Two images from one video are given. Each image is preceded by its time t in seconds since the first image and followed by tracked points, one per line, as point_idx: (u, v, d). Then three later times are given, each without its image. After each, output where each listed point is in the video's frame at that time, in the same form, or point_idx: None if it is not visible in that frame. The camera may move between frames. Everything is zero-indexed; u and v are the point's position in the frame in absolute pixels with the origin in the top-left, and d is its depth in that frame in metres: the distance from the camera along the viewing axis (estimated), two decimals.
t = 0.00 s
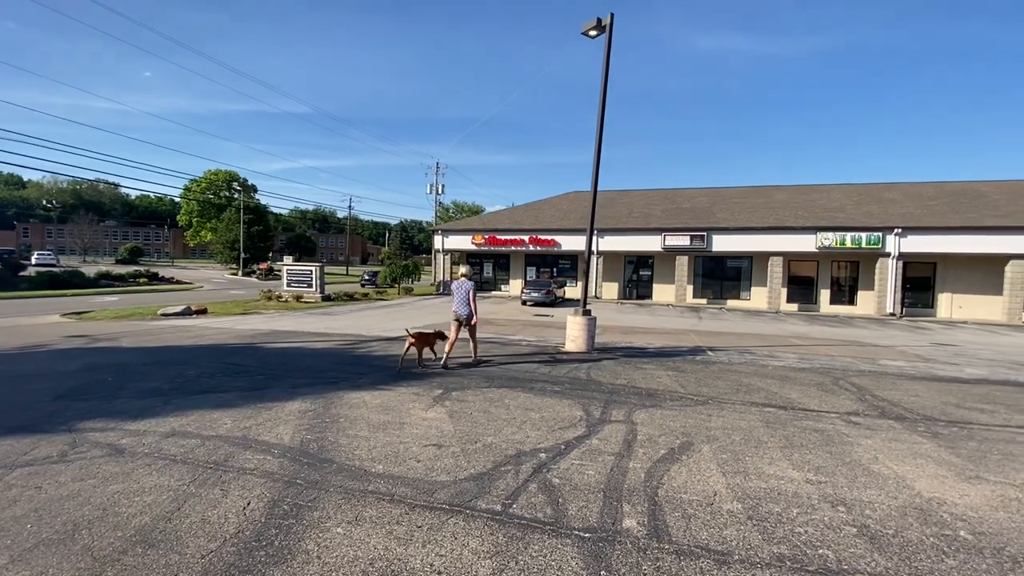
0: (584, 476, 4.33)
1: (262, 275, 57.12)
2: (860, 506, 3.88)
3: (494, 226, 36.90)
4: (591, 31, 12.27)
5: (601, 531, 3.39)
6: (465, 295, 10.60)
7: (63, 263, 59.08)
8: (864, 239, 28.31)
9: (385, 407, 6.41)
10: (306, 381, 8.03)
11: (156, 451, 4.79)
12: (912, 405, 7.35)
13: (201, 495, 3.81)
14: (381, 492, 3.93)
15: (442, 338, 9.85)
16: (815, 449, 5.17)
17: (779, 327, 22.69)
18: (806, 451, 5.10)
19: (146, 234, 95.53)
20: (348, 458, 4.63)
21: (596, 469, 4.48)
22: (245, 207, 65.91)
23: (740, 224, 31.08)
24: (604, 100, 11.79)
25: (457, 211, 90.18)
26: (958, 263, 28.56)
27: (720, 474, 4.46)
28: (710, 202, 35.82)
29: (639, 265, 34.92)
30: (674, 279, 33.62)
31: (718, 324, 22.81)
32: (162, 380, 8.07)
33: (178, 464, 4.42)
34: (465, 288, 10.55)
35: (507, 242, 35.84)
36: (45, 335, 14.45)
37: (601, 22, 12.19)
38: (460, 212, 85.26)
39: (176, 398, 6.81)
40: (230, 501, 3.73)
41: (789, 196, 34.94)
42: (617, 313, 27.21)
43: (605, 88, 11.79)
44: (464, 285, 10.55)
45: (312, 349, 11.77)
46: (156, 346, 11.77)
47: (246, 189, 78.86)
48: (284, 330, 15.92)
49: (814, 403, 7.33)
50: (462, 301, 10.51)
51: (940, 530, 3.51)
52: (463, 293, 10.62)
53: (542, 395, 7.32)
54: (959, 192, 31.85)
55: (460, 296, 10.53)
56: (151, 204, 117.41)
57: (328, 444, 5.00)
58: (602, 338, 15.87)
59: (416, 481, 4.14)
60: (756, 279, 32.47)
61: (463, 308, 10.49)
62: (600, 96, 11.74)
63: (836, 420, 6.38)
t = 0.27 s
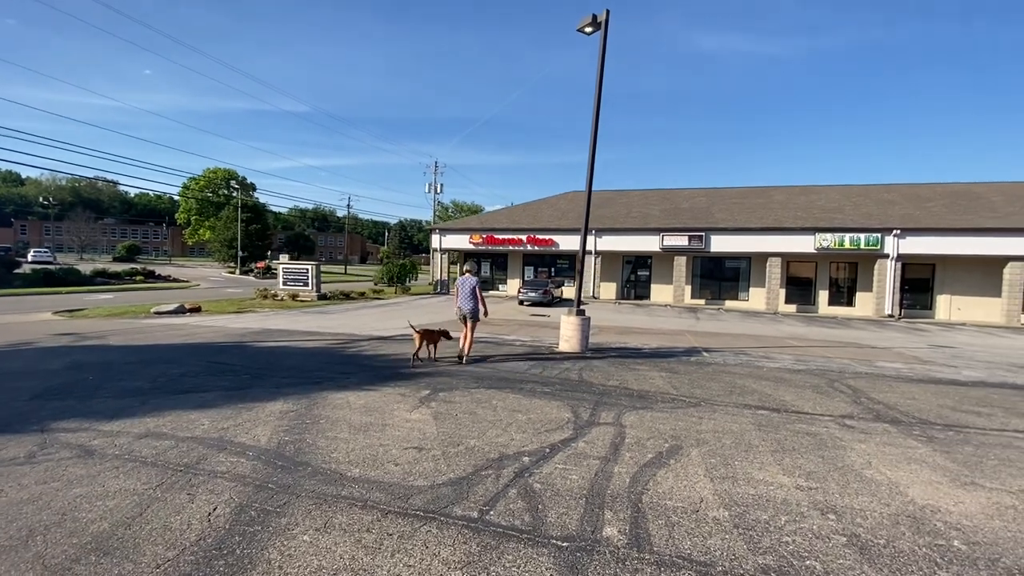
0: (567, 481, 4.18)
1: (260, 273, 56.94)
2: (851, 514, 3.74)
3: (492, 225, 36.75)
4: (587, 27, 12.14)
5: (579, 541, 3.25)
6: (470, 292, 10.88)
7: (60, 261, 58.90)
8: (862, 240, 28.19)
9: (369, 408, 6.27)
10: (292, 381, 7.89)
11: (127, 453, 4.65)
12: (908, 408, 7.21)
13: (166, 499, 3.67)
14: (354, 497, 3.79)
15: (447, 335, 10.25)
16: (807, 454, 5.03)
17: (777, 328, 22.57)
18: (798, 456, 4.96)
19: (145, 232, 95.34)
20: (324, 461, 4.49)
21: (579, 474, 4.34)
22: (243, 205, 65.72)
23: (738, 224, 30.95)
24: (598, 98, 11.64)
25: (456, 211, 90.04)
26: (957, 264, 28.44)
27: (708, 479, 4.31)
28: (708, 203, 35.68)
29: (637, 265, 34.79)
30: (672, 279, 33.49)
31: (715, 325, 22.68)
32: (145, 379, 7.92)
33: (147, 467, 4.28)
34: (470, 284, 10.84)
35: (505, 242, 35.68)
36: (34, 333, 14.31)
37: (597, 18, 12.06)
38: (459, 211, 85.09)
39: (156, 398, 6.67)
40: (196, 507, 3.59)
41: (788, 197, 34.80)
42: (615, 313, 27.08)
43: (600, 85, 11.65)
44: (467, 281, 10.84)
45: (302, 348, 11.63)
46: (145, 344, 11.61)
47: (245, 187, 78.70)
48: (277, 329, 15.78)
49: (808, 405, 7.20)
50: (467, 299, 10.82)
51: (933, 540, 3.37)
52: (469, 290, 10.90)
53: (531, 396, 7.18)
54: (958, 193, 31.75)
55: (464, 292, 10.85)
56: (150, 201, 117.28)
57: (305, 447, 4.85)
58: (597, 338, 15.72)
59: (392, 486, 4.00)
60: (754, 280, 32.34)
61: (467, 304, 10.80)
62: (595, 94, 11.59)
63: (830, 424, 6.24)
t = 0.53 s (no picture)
0: (547, 488, 4.03)
1: (262, 272, 57.03)
2: (842, 526, 3.58)
3: (493, 225, 36.62)
4: (584, 25, 11.96)
5: (553, 553, 3.10)
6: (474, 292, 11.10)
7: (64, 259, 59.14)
8: (865, 241, 27.91)
9: (353, 410, 6.13)
10: (279, 382, 7.76)
11: (97, 455, 4.53)
12: (907, 414, 7.03)
13: (128, 506, 3.55)
14: (324, 505, 3.65)
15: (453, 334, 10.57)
16: (800, 461, 4.87)
17: (778, 330, 22.38)
18: (790, 463, 4.79)
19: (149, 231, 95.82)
20: (298, 466, 4.36)
21: (561, 481, 4.18)
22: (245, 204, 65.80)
23: (740, 225, 30.72)
24: (595, 97, 11.48)
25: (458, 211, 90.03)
26: (961, 266, 28.14)
27: (694, 488, 4.15)
28: (710, 203, 35.44)
29: (638, 266, 34.56)
30: (674, 280, 33.28)
31: (716, 327, 22.46)
32: (130, 378, 7.82)
33: (115, 472, 4.16)
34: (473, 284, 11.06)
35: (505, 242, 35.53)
36: (28, 331, 14.26)
37: (594, 16, 11.89)
38: (461, 211, 85.02)
39: (137, 399, 6.56)
40: (158, 514, 3.47)
41: (791, 198, 34.54)
42: (614, 314, 26.91)
43: (597, 83, 11.49)
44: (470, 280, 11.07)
45: (294, 349, 11.50)
46: (136, 344, 11.53)
47: (247, 186, 78.88)
48: (272, 328, 15.68)
49: (804, 410, 7.03)
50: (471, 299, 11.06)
51: (927, 556, 3.20)
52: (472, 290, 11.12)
53: (520, 399, 7.02)
54: (963, 195, 31.43)
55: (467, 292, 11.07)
56: (154, 201, 117.72)
57: (281, 451, 4.72)
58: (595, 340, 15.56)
59: (365, 493, 3.85)
60: (756, 281, 32.09)
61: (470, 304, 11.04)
62: (592, 92, 11.43)
63: (825, 429, 6.06)
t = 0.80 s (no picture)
0: (524, 493, 3.92)
1: (265, 272, 57.15)
2: (826, 535, 3.44)
3: (495, 225, 36.50)
4: (581, 23, 11.82)
5: (521, 562, 2.99)
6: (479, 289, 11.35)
7: (70, 259, 59.46)
8: (870, 242, 27.60)
9: (336, 411, 6.03)
10: (266, 382, 7.68)
11: (69, 455, 4.47)
12: (904, 418, 6.86)
13: (91, 508, 3.48)
14: (291, 509, 3.56)
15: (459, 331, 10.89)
16: (789, 467, 4.72)
17: (780, 332, 22.14)
18: (779, 469, 4.65)
19: (155, 230, 96.30)
20: (272, 468, 4.27)
21: (539, 486, 4.06)
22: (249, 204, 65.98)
23: (743, 226, 30.47)
24: (592, 95, 11.34)
25: (461, 211, 89.97)
26: (967, 268, 27.79)
27: (677, 494, 4.03)
28: (713, 204, 35.18)
29: (641, 267, 34.35)
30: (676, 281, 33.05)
31: (718, 328, 22.25)
32: (118, 377, 7.76)
33: (85, 472, 4.09)
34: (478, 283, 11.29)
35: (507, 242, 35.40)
36: (25, 329, 14.26)
37: (592, 13, 11.75)
38: (464, 212, 84.98)
39: (120, 398, 6.49)
40: (120, 517, 3.40)
41: (795, 198, 34.23)
42: (616, 315, 26.73)
43: (594, 81, 11.35)
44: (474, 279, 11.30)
45: (288, 348, 11.42)
46: (130, 343, 11.49)
47: (252, 186, 79.15)
48: (269, 328, 15.62)
49: (798, 413, 6.87)
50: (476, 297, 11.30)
51: (914, 568, 3.06)
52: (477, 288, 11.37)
53: (508, 400, 6.90)
54: (970, 196, 31.06)
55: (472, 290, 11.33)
56: (161, 200, 118.26)
57: (257, 453, 4.63)
58: (593, 340, 15.42)
59: (335, 497, 3.75)
60: (760, 283, 31.82)
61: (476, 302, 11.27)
62: (588, 90, 11.29)
63: (819, 434, 5.91)
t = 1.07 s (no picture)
0: (498, 498, 3.83)
1: (270, 272, 57.42)
2: (804, 544, 3.33)
3: (497, 226, 36.43)
4: (578, 22, 11.72)
5: (484, 570, 2.90)
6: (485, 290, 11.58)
7: (78, 259, 60.04)
8: (876, 244, 27.27)
9: (319, 412, 5.97)
10: (254, 383, 7.64)
11: (43, 455, 4.44)
12: (900, 423, 6.70)
13: (54, 510, 3.44)
14: (257, 513, 3.50)
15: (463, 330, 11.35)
16: (774, 473, 4.60)
17: (784, 334, 21.91)
18: (763, 475, 4.53)
19: (162, 231, 97.10)
20: (244, 471, 4.22)
21: (514, 491, 3.97)
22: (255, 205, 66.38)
23: (747, 227, 30.22)
24: (588, 95, 11.23)
25: (466, 213, 90.06)
26: (975, 270, 27.41)
27: (654, 500, 3.92)
28: (717, 205, 34.93)
29: (644, 268, 34.15)
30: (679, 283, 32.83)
31: (720, 330, 22.07)
32: (107, 377, 7.75)
33: (55, 473, 4.05)
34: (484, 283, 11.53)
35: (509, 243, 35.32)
36: (25, 329, 14.35)
37: (588, 12, 11.66)
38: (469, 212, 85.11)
39: (105, 398, 6.48)
40: (82, 518, 3.35)
41: (800, 199, 33.93)
42: (617, 316, 26.57)
43: (590, 81, 11.25)
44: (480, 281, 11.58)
45: (282, 349, 11.40)
46: (126, 343, 11.51)
47: (258, 187, 79.64)
48: (267, 328, 15.62)
49: (791, 417, 6.73)
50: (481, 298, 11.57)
51: None
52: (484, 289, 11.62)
53: (495, 402, 6.81)
54: (978, 197, 30.65)
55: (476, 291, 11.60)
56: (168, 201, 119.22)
57: (232, 454, 4.58)
58: (591, 342, 15.29)
59: (303, 501, 3.69)
60: (764, 284, 31.54)
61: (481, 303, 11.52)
62: (584, 90, 11.19)
63: (809, 438, 5.78)
